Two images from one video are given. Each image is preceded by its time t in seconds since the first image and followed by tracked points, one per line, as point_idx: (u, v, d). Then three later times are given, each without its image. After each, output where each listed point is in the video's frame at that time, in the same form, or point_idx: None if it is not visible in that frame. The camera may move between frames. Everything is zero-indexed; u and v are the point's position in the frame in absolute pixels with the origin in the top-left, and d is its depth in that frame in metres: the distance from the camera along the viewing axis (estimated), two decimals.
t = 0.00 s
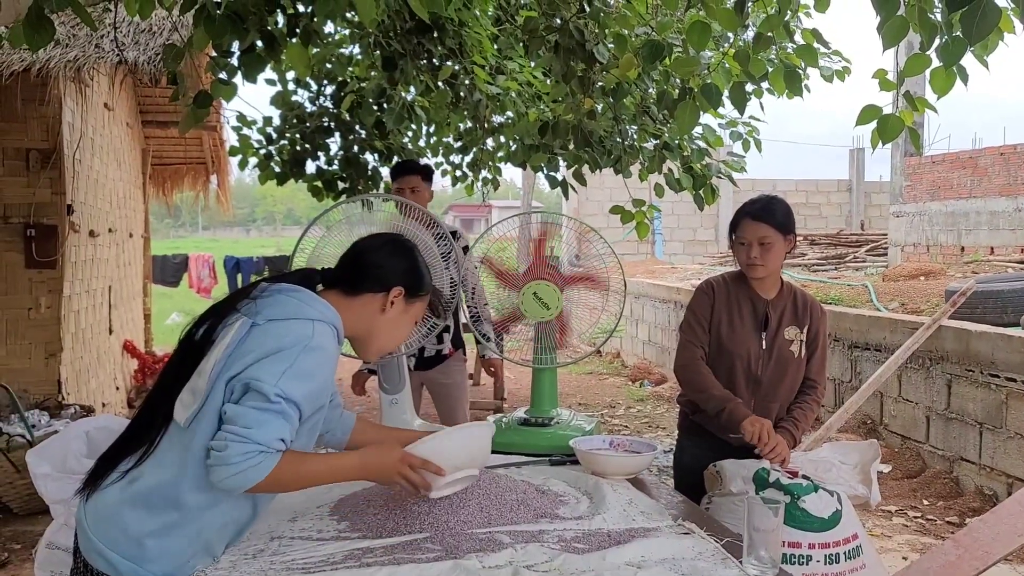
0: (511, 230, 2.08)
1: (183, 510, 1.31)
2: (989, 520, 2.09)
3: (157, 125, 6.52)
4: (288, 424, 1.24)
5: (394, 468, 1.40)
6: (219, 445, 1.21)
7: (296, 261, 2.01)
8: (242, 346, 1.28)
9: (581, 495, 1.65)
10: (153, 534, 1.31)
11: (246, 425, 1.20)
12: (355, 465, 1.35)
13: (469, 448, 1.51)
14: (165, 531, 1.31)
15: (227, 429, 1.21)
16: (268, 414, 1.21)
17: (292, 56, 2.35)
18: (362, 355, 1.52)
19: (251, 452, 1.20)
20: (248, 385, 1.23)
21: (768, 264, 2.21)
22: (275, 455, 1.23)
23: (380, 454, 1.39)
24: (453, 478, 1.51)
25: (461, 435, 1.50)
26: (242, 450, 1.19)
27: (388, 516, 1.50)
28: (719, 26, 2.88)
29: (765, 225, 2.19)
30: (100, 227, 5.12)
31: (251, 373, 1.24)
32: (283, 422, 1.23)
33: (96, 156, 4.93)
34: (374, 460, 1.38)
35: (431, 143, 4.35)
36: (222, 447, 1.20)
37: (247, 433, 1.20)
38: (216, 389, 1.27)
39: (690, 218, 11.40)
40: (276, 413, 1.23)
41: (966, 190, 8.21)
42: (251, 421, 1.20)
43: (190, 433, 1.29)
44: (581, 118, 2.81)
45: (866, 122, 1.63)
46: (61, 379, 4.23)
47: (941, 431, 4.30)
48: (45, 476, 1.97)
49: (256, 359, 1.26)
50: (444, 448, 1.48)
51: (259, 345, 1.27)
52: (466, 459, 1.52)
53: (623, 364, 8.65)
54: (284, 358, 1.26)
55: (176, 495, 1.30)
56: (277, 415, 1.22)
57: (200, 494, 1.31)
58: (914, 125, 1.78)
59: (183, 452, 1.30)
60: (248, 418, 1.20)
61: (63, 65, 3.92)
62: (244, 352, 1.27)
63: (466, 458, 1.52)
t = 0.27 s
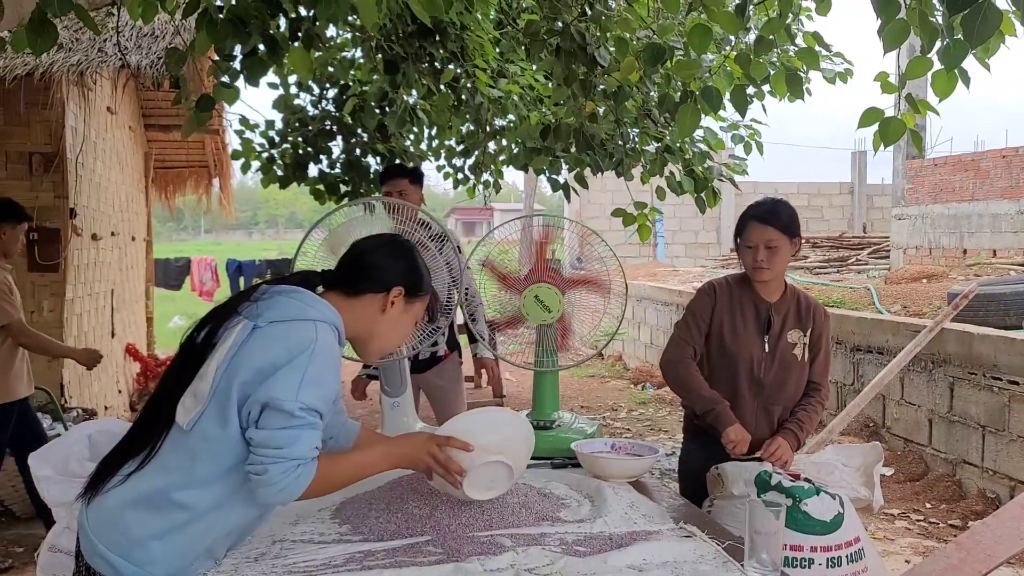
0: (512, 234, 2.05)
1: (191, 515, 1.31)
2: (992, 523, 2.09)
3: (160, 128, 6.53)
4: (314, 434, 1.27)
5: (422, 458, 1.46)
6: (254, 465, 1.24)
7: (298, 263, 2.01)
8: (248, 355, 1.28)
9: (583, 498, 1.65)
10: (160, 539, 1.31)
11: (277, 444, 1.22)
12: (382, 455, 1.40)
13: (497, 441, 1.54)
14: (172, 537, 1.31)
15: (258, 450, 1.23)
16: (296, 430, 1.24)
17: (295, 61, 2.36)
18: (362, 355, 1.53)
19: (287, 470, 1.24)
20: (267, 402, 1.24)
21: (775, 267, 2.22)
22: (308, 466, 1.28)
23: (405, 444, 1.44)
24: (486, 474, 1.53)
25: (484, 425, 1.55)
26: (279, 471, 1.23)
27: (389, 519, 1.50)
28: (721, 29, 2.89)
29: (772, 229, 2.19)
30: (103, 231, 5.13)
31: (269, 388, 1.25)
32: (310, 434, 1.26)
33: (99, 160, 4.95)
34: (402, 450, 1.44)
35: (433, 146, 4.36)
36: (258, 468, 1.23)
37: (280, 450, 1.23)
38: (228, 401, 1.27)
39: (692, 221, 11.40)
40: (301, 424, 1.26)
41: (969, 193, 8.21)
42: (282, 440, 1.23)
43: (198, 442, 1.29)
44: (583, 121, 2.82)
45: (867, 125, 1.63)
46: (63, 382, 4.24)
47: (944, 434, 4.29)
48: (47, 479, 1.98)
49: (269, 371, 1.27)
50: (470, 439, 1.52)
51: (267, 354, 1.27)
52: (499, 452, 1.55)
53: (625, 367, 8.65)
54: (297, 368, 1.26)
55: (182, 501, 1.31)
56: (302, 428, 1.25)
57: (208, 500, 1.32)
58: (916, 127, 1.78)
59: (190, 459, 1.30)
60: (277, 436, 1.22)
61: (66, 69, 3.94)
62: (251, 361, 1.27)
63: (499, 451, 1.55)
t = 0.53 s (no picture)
0: (515, 236, 2.06)
1: (196, 518, 1.32)
2: (994, 526, 2.08)
3: (162, 131, 6.54)
4: (323, 435, 1.30)
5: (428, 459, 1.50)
6: (266, 469, 1.26)
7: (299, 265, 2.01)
8: (249, 359, 1.27)
9: (584, 501, 1.65)
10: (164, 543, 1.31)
11: (290, 449, 1.25)
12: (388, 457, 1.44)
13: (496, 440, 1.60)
14: (177, 539, 1.31)
15: (268, 455, 1.25)
16: (306, 433, 1.26)
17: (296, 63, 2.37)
18: (362, 355, 1.53)
19: (300, 473, 1.26)
20: (275, 407, 1.25)
21: (784, 272, 2.21)
22: (318, 467, 1.31)
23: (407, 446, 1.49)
24: (491, 469, 1.55)
25: (479, 426, 1.62)
26: (294, 475, 1.26)
27: (391, 521, 1.50)
28: (722, 32, 2.89)
29: (781, 233, 2.17)
30: (105, 233, 5.14)
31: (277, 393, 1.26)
32: (319, 436, 1.29)
33: (101, 162, 4.96)
34: (407, 453, 1.48)
35: (435, 148, 4.36)
36: (272, 473, 1.25)
37: (293, 455, 1.25)
38: (232, 406, 1.28)
39: (694, 223, 11.39)
40: (309, 427, 1.28)
41: (971, 195, 8.20)
42: (295, 445, 1.25)
43: (201, 445, 1.29)
44: (585, 123, 2.82)
45: (869, 127, 1.63)
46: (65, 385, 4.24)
47: (946, 437, 4.28)
48: (48, 482, 1.98)
49: (274, 375, 1.27)
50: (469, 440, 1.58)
51: (270, 357, 1.27)
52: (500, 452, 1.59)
53: (627, 369, 8.65)
54: (303, 372, 1.27)
55: (186, 503, 1.31)
56: (312, 430, 1.27)
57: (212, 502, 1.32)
58: (918, 130, 1.78)
59: (192, 463, 1.30)
60: (289, 442, 1.24)
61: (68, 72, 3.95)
62: (253, 366, 1.27)
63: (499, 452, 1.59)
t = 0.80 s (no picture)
0: (518, 236, 2.06)
1: (200, 517, 1.32)
2: (997, 528, 2.07)
3: (165, 132, 6.55)
4: (327, 430, 1.31)
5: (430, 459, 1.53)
6: (274, 466, 1.27)
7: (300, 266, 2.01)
8: (247, 357, 1.27)
9: (585, 502, 1.65)
10: (168, 543, 1.31)
11: (298, 446, 1.26)
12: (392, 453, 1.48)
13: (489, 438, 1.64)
14: (180, 539, 1.31)
15: (274, 451, 1.26)
16: (313, 429, 1.27)
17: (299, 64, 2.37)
18: (360, 350, 1.53)
19: (309, 469, 1.28)
20: (279, 405, 1.25)
21: (793, 275, 2.21)
22: (326, 462, 1.32)
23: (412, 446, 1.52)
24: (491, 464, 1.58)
25: (480, 422, 1.65)
26: (303, 471, 1.27)
27: (392, 522, 1.50)
28: (724, 32, 2.89)
29: (793, 236, 2.17)
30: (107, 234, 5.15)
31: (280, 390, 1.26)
32: (325, 431, 1.30)
33: (103, 163, 4.97)
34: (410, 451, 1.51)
35: (437, 149, 4.36)
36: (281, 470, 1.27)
37: (301, 451, 1.26)
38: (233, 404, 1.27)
39: (696, 224, 11.39)
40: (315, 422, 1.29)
41: (973, 196, 8.19)
42: (303, 441, 1.26)
43: (203, 444, 1.29)
44: (587, 124, 2.82)
45: (872, 128, 1.62)
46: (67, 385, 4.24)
47: (949, 438, 4.27)
48: (49, 482, 1.98)
49: (275, 373, 1.27)
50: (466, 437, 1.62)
51: (268, 354, 1.27)
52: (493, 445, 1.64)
53: (629, 370, 8.64)
54: (306, 368, 1.28)
55: (189, 503, 1.31)
56: (317, 426, 1.28)
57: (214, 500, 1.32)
58: (920, 130, 1.78)
59: (194, 462, 1.30)
60: (296, 437, 1.25)
61: (70, 73, 3.95)
62: (252, 363, 1.26)
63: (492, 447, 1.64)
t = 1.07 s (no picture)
0: (519, 237, 2.05)
1: (200, 517, 1.32)
2: (1000, 530, 2.07)
3: (167, 133, 6.56)
4: (327, 428, 1.31)
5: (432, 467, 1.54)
6: (274, 466, 1.27)
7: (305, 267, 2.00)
8: (243, 358, 1.27)
9: (587, 503, 1.64)
10: (168, 543, 1.31)
11: (298, 445, 1.26)
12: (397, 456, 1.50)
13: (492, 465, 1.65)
14: (180, 539, 1.31)
15: (274, 451, 1.26)
16: (313, 428, 1.28)
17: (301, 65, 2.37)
18: (359, 342, 1.54)
19: (309, 468, 1.28)
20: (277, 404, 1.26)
21: (799, 277, 2.21)
22: (326, 460, 1.33)
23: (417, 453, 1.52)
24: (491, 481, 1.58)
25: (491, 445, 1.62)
26: (305, 470, 1.28)
27: (394, 523, 1.50)
28: (726, 33, 2.89)
29: (801, 239, 2.17)
30: (110, 235, 5.15)
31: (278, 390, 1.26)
32: (324, 430, 1.31)
33: (106, 164, 4.97)
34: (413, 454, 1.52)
35: (439, 151, 4.36)
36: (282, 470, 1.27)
37: (302, 450, 1.27)
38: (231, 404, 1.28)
39: (698, 225, 11.38)
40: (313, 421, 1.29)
41: (976, 197, 8.17)
42: (303, 440, 1.27)
43: (202, 443, 1.29)
44: (589, 125, 2.82)
45: (874, 129, 1.62)
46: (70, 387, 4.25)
47: (952, 439, 4.26)
48: (51, 483, 1.98)
49: (273, 372, 1.27)
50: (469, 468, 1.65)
51: (264, 354, 1.27)
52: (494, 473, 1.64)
53: (631, 371, 8.64)
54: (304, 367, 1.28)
55: (189, 502, 1.31)
56: (316, 425, 1.29)
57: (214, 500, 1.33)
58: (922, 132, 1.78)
59: (194, 462, 1.30)
60: (297, 437, 1.26)
61: (73, 74, 3.96)
62: (248, 363, 1.27)
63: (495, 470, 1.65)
